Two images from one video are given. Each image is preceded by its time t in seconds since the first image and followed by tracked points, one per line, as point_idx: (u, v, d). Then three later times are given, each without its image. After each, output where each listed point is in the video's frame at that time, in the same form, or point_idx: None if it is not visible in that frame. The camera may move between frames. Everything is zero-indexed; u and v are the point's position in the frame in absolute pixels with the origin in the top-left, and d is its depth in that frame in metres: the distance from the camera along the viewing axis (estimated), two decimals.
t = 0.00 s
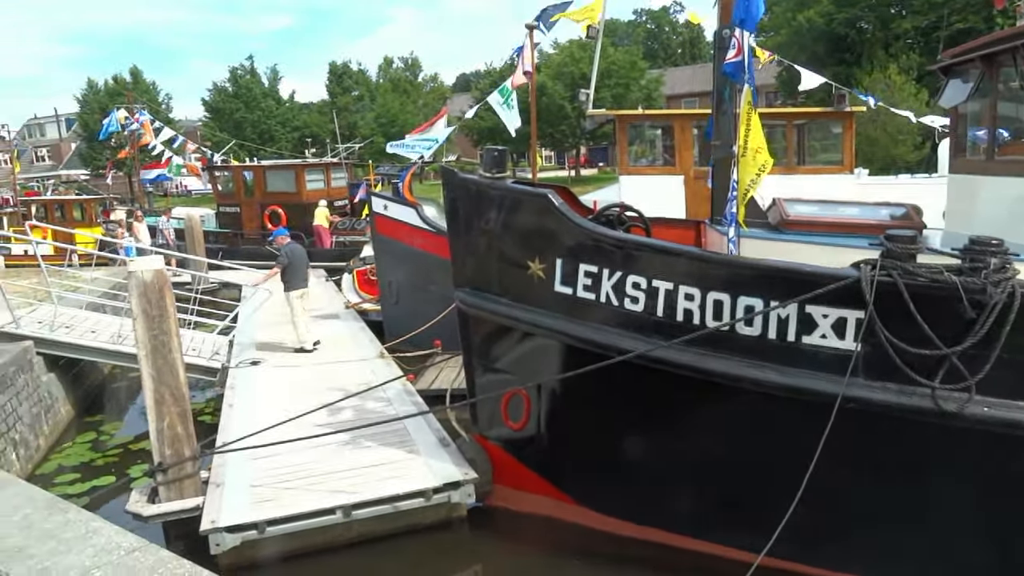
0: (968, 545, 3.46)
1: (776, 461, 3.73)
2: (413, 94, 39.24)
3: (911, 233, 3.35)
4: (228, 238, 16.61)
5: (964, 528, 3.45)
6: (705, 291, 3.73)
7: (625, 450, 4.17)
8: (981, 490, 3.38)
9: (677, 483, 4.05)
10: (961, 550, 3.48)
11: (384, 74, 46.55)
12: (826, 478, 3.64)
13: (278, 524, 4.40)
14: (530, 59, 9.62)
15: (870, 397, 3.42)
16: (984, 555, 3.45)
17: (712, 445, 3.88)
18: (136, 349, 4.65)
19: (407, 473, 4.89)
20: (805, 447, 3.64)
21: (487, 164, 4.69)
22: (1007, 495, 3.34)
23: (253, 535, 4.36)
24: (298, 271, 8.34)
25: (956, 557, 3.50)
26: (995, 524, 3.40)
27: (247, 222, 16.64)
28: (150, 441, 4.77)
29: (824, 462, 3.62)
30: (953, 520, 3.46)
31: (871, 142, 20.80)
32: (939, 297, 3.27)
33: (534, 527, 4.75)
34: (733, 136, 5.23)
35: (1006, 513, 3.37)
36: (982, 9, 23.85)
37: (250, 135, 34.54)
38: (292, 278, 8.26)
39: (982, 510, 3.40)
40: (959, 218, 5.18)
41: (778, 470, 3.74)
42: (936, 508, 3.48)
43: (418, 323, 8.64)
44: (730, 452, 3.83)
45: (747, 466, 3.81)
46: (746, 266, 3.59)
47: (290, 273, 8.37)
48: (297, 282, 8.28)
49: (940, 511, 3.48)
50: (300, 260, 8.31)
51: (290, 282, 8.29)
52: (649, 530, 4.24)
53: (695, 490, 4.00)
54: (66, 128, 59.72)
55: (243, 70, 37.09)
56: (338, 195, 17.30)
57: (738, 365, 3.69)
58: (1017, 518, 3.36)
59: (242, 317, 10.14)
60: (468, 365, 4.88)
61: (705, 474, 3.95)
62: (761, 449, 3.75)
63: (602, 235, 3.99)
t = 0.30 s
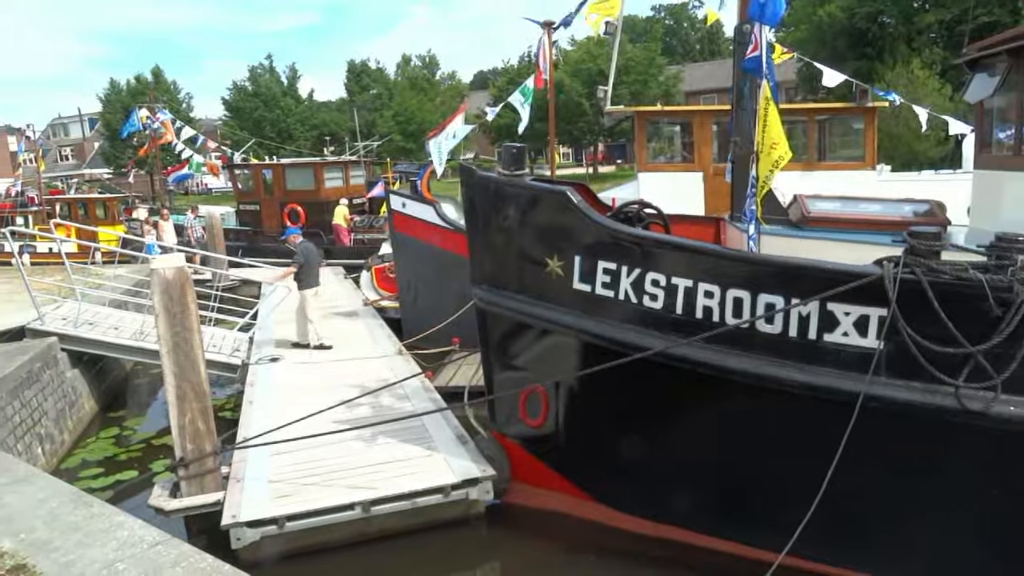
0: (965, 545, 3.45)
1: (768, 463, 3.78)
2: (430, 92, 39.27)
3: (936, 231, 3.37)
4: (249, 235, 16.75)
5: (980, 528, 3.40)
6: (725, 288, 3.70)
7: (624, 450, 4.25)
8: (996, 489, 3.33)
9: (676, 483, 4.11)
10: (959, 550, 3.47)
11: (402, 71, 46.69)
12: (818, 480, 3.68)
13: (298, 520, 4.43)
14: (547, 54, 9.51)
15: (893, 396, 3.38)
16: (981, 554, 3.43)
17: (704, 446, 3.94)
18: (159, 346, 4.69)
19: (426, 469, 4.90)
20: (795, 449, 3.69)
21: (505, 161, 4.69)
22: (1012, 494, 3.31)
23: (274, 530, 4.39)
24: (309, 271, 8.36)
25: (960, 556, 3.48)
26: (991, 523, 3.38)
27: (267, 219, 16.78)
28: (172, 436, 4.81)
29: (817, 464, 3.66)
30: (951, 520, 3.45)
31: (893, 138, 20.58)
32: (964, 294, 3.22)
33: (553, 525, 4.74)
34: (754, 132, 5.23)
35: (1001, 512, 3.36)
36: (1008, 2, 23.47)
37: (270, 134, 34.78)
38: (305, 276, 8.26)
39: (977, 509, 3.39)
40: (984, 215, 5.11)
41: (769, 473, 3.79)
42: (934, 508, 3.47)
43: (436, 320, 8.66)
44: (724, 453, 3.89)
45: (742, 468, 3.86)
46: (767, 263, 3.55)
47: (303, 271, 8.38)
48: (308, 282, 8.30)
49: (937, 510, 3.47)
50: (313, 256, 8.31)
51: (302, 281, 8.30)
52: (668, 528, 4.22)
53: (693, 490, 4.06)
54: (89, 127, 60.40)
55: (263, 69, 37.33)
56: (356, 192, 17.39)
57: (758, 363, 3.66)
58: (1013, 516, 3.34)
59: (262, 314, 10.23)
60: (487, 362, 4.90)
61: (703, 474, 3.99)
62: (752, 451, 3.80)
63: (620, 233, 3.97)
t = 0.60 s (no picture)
0: (983, 546, 3.40)
1: (766, 463, 3.82)
2: (447, 91, 39.35)
3: (959, 228, 3.31)
4: (267, 234, 16.87)
5: (1008, 528, 3.33)
6: (745, 286, 3.68)
7: (625, 450, 4.32)
8: None
9: (676, 483, 4.17)
10: (985, 552, 3.40)
11: (419, 70, 46.83)
12: (814, 482, 3.72)
13: (316, 517, 4.45)
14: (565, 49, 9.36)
15: (915, 395, 3.33)
16: (1001, 555, 3.37)
17: (703, 446, 4.00)
18: (179, 343, 4.73)
19: (443, 467, 4.91)
20: (791, 450, 3.72)
21: (523, 159, 4.69)
22: None
23: (292, 527, 4.42)
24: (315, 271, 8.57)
25: (978, 555, 3.42)
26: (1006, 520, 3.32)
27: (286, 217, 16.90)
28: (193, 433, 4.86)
29: (817, 465, 3.68)
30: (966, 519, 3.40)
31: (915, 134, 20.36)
32: (989, 293, 3.18)
33: (570, 524, 4.72)
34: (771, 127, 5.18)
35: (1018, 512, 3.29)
36: None
37: (288, 133, 34.99)
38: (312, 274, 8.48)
39: (987, 507, 3.35)
40: (1008, 212, 5.04)
41: (767, 474, 3.83)
42: (952, 507, 3.42)
43: (452, 318, 8.68)
44: (724, 453, 3.93)
45: (742, 468, 3.89)
46: (787, 261, 3.52)
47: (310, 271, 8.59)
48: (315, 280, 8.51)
49: (946, 509, 3.44)
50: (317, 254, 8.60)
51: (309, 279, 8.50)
52: (688, 528, 4.20)
53: (693, 490, 4.11)
54: (110, 127, 61.06)
55: (281, 68, 37.57)
56: (374, 191, 17.45)
57: (777, 362, 3.64)
58: None
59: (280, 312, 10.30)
60: (505, 361, 4.90)
61: (706, 475, 4.03)
62: (749, 451, 3.85)
63: (638, 231, 3.95)
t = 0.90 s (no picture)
0: (1002, 548, 3.35)
1: (765, 465, 3.84)
2: (462, 89, 39.41)
3: (979, 228, 3.27)
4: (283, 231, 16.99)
5: None
6: (761, 286, 3.65)
7: (626, 450, 4.37)
8: None
9: (677, 483, 4.21)
10: (1004, 554, 3.36)
11: (434, 68, 46.91)
12: (813, 485, 3.73)
13: (330, 514, 4.47)
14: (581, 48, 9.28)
15: (933, 397, 3.29)
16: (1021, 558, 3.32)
17: (702, 447, 4.03)
18: (196, 340, 4.76)
19: (457, 465, 4.92)
20: (792, 451, 3.74)
21: (538, 158, 4.69)
22: None
23: (307, 524, 4.45)
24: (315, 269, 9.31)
25: (995, 558, 3.38)
26: (1017, 520, 3.29)
27: (301, 215, 16.99)
28: (209, 429, 4.89)
29: (820, 468, 3.69)
30: (976, 521, 3.38)
31: (934, 133, 20.20)
32: (1008, 294, 3.14)
33: (583, 523, 4.72)
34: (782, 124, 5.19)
35: None
36: None
37: (304, 131, 35.17)
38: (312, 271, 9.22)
39: (1002, 510, 3.31)
40: None
41: (768, 476, 3.85)
42: (962, 510, 3.40)
43: (466, 316, 8.70)
44: (725, 454, 3.96)
45: (743, 469, 3.91)
46: (804, 261, 3.50)
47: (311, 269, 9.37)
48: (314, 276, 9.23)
49: (964, 512, 3.40)
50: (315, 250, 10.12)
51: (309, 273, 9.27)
52: (701, 529, 4.19)
53: (693, 491, 4.14)
54: (129, 125, 61.60)
55: (297, 66, 37.75)
56: (389, 189, 17.48)
57: (793, 362, 3.61)
58: None
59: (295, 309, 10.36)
60: (519, 359, 4.91)
61: (707, 475, 4.06)
62: (747, 452, 3.88)
63: (653, 231, 3.93)
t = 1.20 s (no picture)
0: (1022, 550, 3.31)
1: (763, 464, 3.87)
2: (476, 88, 39.45)
3: (999, 227, 3.22)
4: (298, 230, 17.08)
5: None
6: (776, 285, 3.63)
7: (626, 449, 4.43)
8: None
9: (676, 482, 4.25)
10: None
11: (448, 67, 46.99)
12: (812, 484, 3.75)
13: (344, 511, 4.49)
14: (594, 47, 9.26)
15: (951, 398, 3.26)
16: None
17: (701, 445, 4.08)
18: (212, 337, 4.79)
19: (470, 464, 4.92)
20: (789, 449, 3.77)
21: (552, 157, 4.69)
22: None
23: (320, 521, 4.46)
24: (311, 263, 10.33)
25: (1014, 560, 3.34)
26: None
27: (316, 214, 17.06)
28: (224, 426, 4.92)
29: (818, 466, 3.71)
30: (985, 520, 3.36)
31: (951, 131, 20.00)
32: None
33: (596, 522, 4.71)
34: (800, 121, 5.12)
35: None
36: None
37: (318, 130, 35.33)
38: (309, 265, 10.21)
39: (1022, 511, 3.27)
40: None
41: (767, 475, 3.87)
42: (972, 509, 3.37)
43: (479, 315, 8.69)
44: (725, 453, 3.99)
45: (743, 468, 3.94)
46: (820, 261, 3.47)
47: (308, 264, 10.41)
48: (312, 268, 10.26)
49: (982, 513, 3.36)
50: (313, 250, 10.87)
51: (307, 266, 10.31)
52: (715, 529, 4.17)
53: (693, 488, 4.19)
54: (144, 124, 62.17)
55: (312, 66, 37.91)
56: (403, 188, 17.51)
57: (808, 362, 3.59)
58: None
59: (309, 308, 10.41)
60: (532, 358, 4.91)
61: (706, 475, 4.11)
62: (745, 451, 3.91)
63: (668, 230, 3.92)
